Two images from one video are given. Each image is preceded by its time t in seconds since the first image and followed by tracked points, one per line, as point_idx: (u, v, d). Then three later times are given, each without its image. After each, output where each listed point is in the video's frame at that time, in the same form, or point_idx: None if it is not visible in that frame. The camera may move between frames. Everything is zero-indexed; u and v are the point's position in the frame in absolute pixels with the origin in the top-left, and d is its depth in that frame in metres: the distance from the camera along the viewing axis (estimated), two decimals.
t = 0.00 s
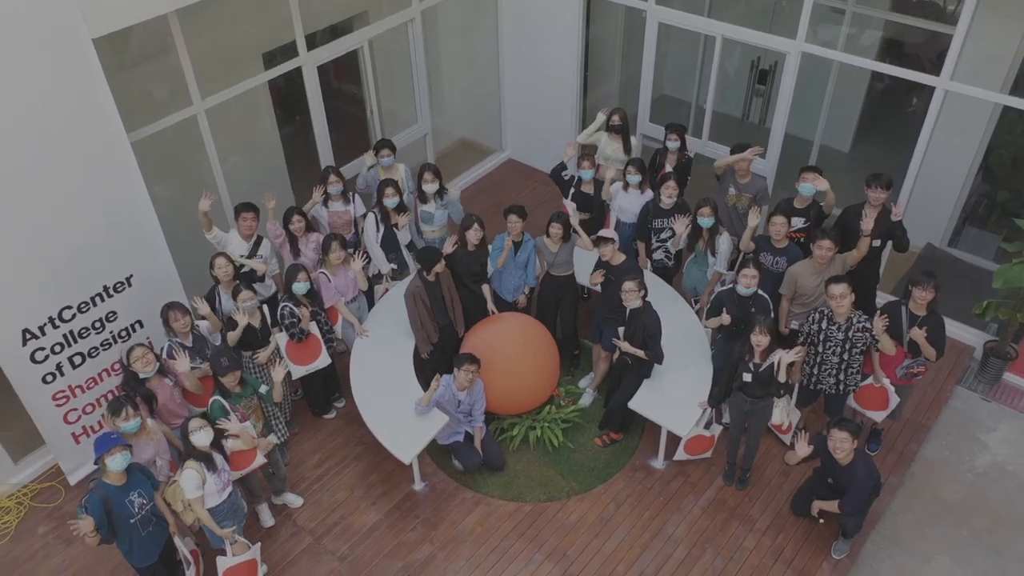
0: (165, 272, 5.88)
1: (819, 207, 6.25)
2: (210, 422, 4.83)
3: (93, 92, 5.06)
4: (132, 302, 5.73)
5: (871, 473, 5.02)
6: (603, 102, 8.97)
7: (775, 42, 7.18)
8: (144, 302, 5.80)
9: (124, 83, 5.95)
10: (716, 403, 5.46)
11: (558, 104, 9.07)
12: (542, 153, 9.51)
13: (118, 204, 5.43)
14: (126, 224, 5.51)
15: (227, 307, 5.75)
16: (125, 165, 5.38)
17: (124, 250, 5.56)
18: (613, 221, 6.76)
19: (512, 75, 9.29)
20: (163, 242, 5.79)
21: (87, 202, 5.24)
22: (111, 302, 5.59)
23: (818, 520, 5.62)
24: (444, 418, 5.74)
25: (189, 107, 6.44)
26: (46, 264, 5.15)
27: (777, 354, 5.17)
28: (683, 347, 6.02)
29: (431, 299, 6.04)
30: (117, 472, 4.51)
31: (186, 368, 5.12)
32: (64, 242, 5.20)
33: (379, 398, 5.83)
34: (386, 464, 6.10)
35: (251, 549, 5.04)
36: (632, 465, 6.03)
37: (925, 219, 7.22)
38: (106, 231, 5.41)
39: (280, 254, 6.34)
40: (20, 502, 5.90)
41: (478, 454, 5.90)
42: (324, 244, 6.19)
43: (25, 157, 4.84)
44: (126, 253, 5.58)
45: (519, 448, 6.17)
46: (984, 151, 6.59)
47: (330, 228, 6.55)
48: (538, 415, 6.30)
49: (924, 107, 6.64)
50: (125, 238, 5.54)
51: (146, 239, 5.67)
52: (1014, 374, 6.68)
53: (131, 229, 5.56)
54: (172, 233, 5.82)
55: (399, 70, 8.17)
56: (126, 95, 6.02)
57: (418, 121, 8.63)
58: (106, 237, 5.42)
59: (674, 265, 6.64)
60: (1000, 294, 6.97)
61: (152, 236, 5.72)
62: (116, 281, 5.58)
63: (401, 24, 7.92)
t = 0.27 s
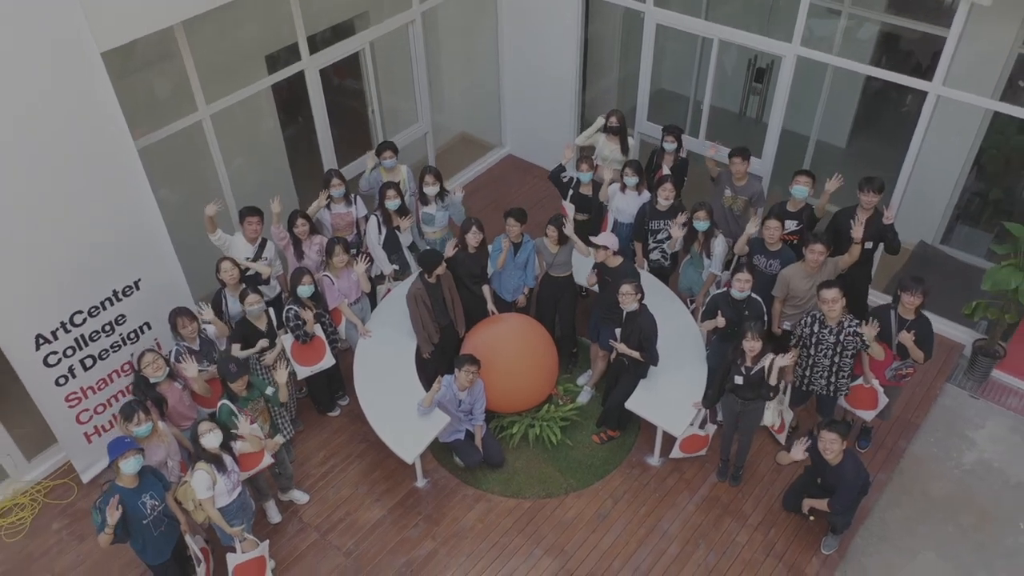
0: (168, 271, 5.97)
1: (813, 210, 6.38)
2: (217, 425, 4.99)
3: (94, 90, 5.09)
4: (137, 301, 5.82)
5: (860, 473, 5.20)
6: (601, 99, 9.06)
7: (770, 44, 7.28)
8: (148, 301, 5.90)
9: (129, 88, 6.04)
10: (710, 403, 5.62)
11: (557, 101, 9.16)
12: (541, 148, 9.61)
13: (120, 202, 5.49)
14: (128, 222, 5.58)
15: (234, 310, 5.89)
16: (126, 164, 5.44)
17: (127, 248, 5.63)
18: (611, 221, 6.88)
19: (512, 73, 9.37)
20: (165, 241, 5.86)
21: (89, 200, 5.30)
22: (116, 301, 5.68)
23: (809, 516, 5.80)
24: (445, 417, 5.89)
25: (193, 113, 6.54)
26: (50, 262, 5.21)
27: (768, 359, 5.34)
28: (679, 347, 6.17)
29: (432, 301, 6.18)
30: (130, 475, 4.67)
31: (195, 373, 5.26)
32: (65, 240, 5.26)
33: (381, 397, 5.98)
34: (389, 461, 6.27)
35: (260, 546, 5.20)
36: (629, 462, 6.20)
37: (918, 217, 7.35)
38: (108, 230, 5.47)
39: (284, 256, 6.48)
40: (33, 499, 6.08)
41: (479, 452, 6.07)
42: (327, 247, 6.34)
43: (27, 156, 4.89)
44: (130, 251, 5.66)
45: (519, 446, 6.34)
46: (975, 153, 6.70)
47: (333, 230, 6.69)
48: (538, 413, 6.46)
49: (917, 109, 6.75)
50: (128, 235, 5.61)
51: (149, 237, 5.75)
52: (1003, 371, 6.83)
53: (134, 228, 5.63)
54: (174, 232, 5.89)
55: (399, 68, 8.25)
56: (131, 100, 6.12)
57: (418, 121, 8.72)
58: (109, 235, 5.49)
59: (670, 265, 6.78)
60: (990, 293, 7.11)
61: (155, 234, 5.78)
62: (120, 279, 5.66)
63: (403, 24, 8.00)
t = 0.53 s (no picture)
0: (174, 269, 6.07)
1: (805, 214, 6.53)
2: (228, 428, 5.20)
3: (98, 91, 5.14)
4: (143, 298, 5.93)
5: (848, 473, 5.40)
6: (600, 96, 9.15)
7: (765, 48, 7.40)
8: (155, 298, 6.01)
9: (134, 94, 6.14)
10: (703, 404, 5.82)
11: (556, 99, 9.25)
12: (540, 145, 9.72)
13: (124, 201, 5.56)
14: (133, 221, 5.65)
15: (240, 313, 6.08)
16: (128, 164, 5.49)
17: (132, 246, 5.72)
18: (607, 222, 7.01)
19: (511, 71, 9.46)
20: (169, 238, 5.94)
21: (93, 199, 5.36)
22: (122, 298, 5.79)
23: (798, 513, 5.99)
24: (446, 417, 6.05)
25: (198, 119, 6.67)
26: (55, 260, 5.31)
27: (759, 362, 5.54)
28: (674, 348, 6.32)
29: (433, 303, 6.32)
30: (144, 476, 4.84)
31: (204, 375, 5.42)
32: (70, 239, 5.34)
33: (384, 397, 6.15)
34: (392, 459, 6.45)
35: (268, 542, 5.37)
36: (625, 459, 6.39)
37: (910, 216, 7.49)
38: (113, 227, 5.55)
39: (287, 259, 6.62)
40: (47, 495, 6.27)
41: (479, 450, 6.25)
42: (330, 250, 6.49)
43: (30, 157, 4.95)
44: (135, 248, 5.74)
45: (518, 443, 6.52)
46: (967, 155, 6.85)
47: (336, 232, 6.84)
48: (537, 411, 6.63)
49: (909, 111, 6.87)
50: (132, 233, 5.68)
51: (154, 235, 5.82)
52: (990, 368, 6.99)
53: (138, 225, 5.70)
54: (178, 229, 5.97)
55: (399, 67, 8.33)
56: (137, 106, 6.22)
57: (418, 121, 8.81)
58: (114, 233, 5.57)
59: (665, 266, 6.92)
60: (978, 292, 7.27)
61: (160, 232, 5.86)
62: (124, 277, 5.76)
63: (403, 25, 8.08)
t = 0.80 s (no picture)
0: (179, 265, 6.18)
1: (798, 216, 6.69)
2: (239, 432, 5.44)
3: (98, 91, 5.20)
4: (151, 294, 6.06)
5: (836, 471, 5.61)
6: (599, 94, 9.26)
7: (760, 52, 7.53)
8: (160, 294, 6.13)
9: (141, 100, 6.26)
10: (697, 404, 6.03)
11: (556, 96, 9.36)
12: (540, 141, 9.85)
13: (127, 199, 5.64)
14: (137, 218, 5.75)
15: (248, 315, 6.20)
16: (131, 163, 5.57)
17: (136, 244, 5.82)
18: (605, 223, 7.17)
19: (511, 69, 9.57)
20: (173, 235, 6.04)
21: (96, 198, 5.45)
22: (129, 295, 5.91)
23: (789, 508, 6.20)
24: (448, 416, 6.24)
25: (205, 126, 6.82)
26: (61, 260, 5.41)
27: (751, 365, 5.75)
28: (669, 348, 6.49)
29: (435, 304, 6.48)
30: (158, 477, 5.03)
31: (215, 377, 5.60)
32: (75, 238, 5.43)
33: (388, 396, 6.35)
34: (395, 455, 6.65)
35: (276, 539, 5.64)
36: (622, 455, 6.59)
37: (902, 214, 7.66)
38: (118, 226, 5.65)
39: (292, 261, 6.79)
40: (63, 491, 6.48)
41: (481, 446, 6.43)
42: (334, 252, 6.66)
43: (32, 158, 5.02)
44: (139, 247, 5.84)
45: (518, 439, 6.71)
46: (958, 157, 7.00)
47: (339, 233, 6.99)
48: (536, 408, 6.82)
49: (901, 114, 7.02)
50: (137, 230, 5.78)
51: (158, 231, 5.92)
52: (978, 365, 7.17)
53: (142, 223, 5.79)
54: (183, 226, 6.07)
55: (401, 65, 8.43)
56: (143, 111, 6.34)
57: (420, 120, 8.93)
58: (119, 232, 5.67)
59: (662, 266, 7.06)
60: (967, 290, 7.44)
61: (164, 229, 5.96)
62: (130, 274, 5.87)
63: (405, 26, 8.17)
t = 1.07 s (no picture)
0: (183, 262, 6.29)
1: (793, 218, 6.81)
2: (249, 432, 5.60)
3: (102, 91, 5.24)
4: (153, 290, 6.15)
5: (825, 468, 5.81)
6: (599, 91, 9.37)
7: (755, 56, 7.64)
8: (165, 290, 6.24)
9: (149, 106, 6.37)
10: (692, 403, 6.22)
11: (556, 93, 9.47)
12: (540, 139, 9.99)
13: (129, 197, 5.71)
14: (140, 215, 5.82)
15: (254, 316, 6.33)
16: (133, 161, 5.62)
17: (139, 240, 5.90)
18: (604, 224, 7.33)
19: (512, 67, 9.69)
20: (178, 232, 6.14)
21: (98, 196, 5.51)
22: (133, 291, 6.01)
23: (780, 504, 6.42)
24: (451, 415, 6.44)
25: (213, 132, 6.95)
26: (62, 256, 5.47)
27: (743, 367, 5.97)
28: (665, 347, 6.69)
29: (438, 305, 6.67)
30: (173, 477, 5.24)
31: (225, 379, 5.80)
32: (76, 235, 5.49)
33: (392, 395, 6.53)
34: (399, 451, 6.86)
35: (286, 535, 5.89)
36: (619, 451, 6.81)
37: (894, 214, 7.82)
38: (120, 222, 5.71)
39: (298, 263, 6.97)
40: (78, 486, 6.71)
41: (482, 443, 6.65)
42: (338, 254, 6.82)
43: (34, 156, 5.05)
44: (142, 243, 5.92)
45: (518, 436, 6.93)
46: (948, 159, 7.17)
47: (344, 235, 7.16)
48: (536, 406, 7.03)
49: (894, 117, 7.19)
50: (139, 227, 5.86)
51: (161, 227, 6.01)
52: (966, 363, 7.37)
53: (144, 221, 5.88)
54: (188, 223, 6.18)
55: (403, 66, 8.54)
56: (152, 118, 6.46)
57: (422, 120, 9.06)
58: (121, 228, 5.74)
59: (659, 266, 7.24)
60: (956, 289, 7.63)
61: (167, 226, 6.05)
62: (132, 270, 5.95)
63: (408, 26, 8.26)
